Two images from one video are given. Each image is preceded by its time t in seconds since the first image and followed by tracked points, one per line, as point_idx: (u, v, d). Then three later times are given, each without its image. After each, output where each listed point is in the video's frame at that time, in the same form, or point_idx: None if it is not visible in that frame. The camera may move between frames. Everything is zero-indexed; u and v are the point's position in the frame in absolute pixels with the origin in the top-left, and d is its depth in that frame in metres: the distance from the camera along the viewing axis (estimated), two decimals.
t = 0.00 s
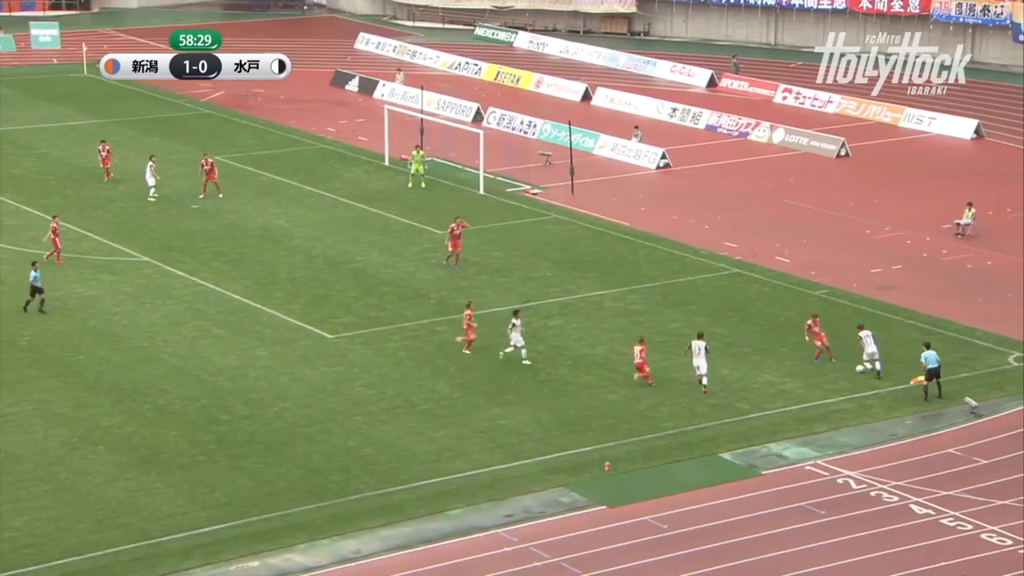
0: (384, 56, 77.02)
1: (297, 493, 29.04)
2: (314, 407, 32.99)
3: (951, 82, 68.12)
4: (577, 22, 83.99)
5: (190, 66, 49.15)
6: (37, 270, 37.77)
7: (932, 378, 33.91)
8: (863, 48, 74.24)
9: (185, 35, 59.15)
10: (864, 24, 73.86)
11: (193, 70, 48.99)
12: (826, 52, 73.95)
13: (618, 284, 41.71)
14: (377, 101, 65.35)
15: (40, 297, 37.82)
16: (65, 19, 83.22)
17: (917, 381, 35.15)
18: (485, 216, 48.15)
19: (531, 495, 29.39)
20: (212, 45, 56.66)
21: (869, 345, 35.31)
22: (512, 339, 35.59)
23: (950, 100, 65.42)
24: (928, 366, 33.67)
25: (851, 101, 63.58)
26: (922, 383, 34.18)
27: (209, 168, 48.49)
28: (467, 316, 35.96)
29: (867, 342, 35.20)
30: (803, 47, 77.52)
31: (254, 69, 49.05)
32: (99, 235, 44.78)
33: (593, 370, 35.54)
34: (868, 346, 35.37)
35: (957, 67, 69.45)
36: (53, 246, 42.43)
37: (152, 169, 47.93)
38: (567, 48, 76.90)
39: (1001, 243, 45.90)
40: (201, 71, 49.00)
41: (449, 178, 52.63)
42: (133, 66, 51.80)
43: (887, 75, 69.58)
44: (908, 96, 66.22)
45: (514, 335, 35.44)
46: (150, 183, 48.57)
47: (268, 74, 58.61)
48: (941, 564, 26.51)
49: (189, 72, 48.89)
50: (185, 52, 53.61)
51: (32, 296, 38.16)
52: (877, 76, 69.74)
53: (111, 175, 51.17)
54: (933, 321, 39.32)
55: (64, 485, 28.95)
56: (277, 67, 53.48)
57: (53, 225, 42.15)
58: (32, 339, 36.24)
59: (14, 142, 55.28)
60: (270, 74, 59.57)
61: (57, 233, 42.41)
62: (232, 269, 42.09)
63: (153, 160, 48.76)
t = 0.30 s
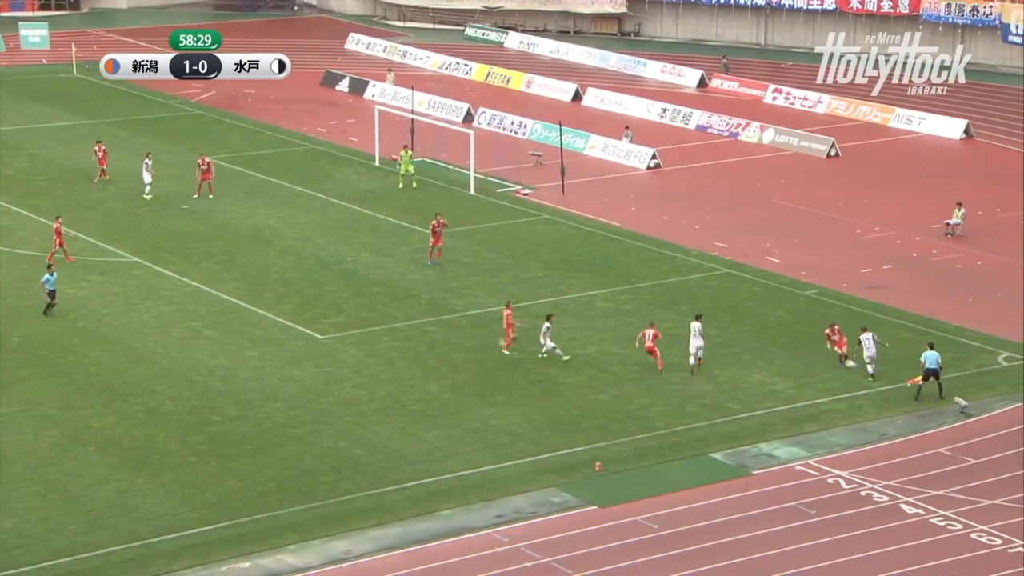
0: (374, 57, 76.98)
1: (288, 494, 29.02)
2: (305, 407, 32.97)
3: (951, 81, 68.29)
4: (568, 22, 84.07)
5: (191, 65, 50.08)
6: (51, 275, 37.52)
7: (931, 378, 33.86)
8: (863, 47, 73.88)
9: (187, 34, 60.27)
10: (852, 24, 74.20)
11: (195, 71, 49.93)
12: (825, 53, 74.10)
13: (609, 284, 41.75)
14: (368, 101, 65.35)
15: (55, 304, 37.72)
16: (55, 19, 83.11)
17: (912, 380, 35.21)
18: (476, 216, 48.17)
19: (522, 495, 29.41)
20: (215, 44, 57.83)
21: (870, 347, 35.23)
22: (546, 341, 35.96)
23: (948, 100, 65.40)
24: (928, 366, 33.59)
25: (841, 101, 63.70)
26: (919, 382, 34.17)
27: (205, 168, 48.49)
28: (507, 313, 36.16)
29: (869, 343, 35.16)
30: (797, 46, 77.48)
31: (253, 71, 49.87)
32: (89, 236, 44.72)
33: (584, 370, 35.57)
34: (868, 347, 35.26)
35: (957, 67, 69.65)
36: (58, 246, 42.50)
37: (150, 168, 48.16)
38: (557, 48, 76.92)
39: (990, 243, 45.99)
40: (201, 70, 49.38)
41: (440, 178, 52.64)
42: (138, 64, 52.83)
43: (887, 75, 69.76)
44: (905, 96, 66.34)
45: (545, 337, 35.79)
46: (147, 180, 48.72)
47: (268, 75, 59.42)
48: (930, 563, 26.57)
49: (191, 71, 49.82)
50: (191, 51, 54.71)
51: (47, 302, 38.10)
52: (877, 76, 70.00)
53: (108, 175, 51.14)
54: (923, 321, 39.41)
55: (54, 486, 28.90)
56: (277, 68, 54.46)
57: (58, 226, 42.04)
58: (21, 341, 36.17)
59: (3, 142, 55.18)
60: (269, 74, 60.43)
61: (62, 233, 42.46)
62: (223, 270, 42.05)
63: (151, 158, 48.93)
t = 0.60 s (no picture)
0: (365, 57, 76.91)
1: (280, 495, 29.00)
2: (297, 408, 32.94)
3: (951, 82, 68.37)
4: (559, 22, 84.07)
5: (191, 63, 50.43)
6: (66, 279, 37.19)
7: (931, 376, 34.12)
8: (863, 47, 73.36)
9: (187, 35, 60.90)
10: (840, 25, 74.57)
11: (194, 70, 50.34)
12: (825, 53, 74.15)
13: (600, 284, 41.75)
14: (359, 102, 65.33)
15: (69, 307, 37.42)
16: (45, 19, 82.97)
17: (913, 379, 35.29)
18: (467, 216, 48.16)
19: (514, 495, 29.40)
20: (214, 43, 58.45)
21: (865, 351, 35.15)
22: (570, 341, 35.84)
23: (948, 100, 65.44)
24: (930, 363, 33.83)
25: (832, 101, 63.79)
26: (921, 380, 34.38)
27: (199, 168, 48.43)
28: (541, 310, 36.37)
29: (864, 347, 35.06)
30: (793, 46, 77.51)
31: (251, 68, 50.36)
32: (79, 237, 44.62)
33: (576, 371, 35.57)
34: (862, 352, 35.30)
35: (957, 67, 69.53)
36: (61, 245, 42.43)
37: (146, 168, 48.15)
38: (549, 48, 76.92)
39: (981, 243, 46.07)
40: (201, 70, 50.29)
41: (431, 179, 52.62)
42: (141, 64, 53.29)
43: (887, 74, 69.79)
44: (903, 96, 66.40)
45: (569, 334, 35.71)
46: (144, 181, 48.74)
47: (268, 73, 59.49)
48: (922, 563, 26.59)
49: (190, 70, 50.22)
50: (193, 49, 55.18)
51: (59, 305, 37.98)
52: (877, 76, 70.01)
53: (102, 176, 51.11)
54: (915, 321, 39.46)
55: (45, 487, 28.84)
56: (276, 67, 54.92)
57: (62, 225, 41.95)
58: (11, 341, 36.08)
59: None
60: (268, 73, 60.70)
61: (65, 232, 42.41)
62: (214, 271, 41.98)
63: (149, 158, 48.98)
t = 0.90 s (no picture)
0: (357, 58, 76.80)
1: (271, 496, 28.93)
2: (288, 409, 32.87)
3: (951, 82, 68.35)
4: (550, 23, 83.78)
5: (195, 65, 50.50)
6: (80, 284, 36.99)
7: (932, 375, 34.32)
8: (863, 48, 73.12)
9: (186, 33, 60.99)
10: (832, 25, 74.56)
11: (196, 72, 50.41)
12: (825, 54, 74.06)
13: (592, 285, 41.72)
14: (351, 102, 65.27)
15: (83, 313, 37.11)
16: (35, 19, 82.78)
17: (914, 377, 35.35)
18: (458, 217, 48.12)
19: (505, 496, 29.36)
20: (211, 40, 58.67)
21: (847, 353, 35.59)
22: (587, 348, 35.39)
23: (946, 100, 65.52)
24: (930, 362, 34.05)
25: (823, 102, 63.85)
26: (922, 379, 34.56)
27: (191, 169, 48.33)
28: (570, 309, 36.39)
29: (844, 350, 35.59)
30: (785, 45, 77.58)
31: (251, 68, 50.98)
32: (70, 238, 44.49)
33: (568, 372, 35.54)
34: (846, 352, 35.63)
35: (957, 67, 69.39)
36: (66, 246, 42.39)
37: (141, 168, 48.06)
38: (540, 48, 76.88)
39: (973, 243, 46.11)
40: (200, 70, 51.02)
41: (421, 180, 52.55)
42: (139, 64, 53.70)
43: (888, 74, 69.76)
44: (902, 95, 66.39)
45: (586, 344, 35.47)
46: (140, 180, 48.73)
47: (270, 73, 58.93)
48: (914, 563, 26.60)
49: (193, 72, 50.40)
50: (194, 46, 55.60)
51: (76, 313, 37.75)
52: (878, 76, 70.17)
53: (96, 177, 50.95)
54: (908, 321, 39.47)
55: (35, 489, 28.75)
56: (277, 67, 55.62)
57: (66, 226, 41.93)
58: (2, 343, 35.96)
59: None
60: (270, 74, 60.51)
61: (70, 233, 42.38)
62: (205, 272, 41.89)
63: (145, 158, 48.99)
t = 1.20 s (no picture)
0: (350, 59, 76.74)
1: (265, 497, 28.89)
2: (282, 410, 32.83)
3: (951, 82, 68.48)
4: (545, 24, 83.95)
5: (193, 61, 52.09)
6: (94, 287, 36.79)
7: (932, 371, 34.50)
8: (863, 48, 73.09)
9: (184, 35, 60.99)
10: (828, 25, 74.63)
11: (195, 68, 52.02)
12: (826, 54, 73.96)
13: (586, 286, 41.71)
14: (344, 103, 65.20)
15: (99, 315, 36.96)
16: (28, 20, 82.63)
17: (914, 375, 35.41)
18: (452, 217, 48.10)
19: (499, 497, 29.33)
20: (210, 40, 59.65)
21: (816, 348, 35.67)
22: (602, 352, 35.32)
23: (944, 100, 65.68)
24: (929, 359, 34.24)
25: (817, 103, 63.89)
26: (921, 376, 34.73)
27: (185, 169, 48.24)
28: (588, 310, 36.47)
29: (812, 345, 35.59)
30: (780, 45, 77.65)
31: (246, 68, 52.68)
32: (63, 239, 44.41)
33: (562, 372, 35.52)
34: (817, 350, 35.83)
35: (958, 67, 69.60)
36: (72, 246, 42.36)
37: (139, 168, 48.04)
38: (534, 48, 76.82)
39: (967, 243, 46.17)
40: (201, 69, 52.12)
41: (414, 180, 52.50)
42: (138, 64, 54.92)
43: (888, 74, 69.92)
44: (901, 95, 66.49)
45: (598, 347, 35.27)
46: (138, 180, 48.67)
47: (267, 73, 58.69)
48: (909, 563, 26.61)
49: (192, 68, 51.96)
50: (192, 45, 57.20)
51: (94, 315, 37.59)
52: (878, 76, 70.29)
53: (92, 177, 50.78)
54: (903, 321, 39.49)
55: (29, 490, 28.70)
56: (276, 68, 56.01)
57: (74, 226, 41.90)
58: None
59: None
60: (270, 74, 60.45)
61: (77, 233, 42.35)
62: (199, 273, 41.83)
63: (142, 158, 48.98)
